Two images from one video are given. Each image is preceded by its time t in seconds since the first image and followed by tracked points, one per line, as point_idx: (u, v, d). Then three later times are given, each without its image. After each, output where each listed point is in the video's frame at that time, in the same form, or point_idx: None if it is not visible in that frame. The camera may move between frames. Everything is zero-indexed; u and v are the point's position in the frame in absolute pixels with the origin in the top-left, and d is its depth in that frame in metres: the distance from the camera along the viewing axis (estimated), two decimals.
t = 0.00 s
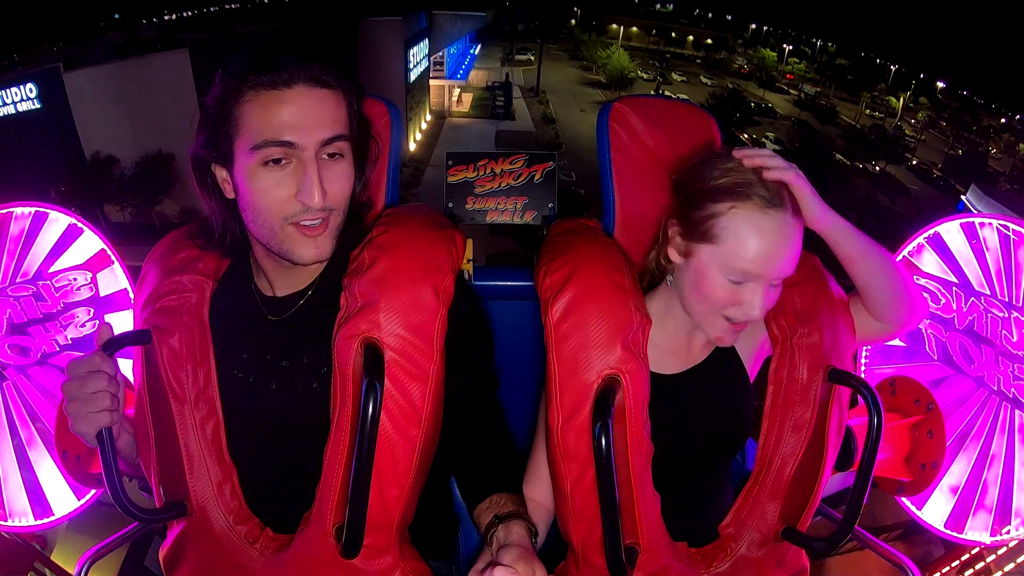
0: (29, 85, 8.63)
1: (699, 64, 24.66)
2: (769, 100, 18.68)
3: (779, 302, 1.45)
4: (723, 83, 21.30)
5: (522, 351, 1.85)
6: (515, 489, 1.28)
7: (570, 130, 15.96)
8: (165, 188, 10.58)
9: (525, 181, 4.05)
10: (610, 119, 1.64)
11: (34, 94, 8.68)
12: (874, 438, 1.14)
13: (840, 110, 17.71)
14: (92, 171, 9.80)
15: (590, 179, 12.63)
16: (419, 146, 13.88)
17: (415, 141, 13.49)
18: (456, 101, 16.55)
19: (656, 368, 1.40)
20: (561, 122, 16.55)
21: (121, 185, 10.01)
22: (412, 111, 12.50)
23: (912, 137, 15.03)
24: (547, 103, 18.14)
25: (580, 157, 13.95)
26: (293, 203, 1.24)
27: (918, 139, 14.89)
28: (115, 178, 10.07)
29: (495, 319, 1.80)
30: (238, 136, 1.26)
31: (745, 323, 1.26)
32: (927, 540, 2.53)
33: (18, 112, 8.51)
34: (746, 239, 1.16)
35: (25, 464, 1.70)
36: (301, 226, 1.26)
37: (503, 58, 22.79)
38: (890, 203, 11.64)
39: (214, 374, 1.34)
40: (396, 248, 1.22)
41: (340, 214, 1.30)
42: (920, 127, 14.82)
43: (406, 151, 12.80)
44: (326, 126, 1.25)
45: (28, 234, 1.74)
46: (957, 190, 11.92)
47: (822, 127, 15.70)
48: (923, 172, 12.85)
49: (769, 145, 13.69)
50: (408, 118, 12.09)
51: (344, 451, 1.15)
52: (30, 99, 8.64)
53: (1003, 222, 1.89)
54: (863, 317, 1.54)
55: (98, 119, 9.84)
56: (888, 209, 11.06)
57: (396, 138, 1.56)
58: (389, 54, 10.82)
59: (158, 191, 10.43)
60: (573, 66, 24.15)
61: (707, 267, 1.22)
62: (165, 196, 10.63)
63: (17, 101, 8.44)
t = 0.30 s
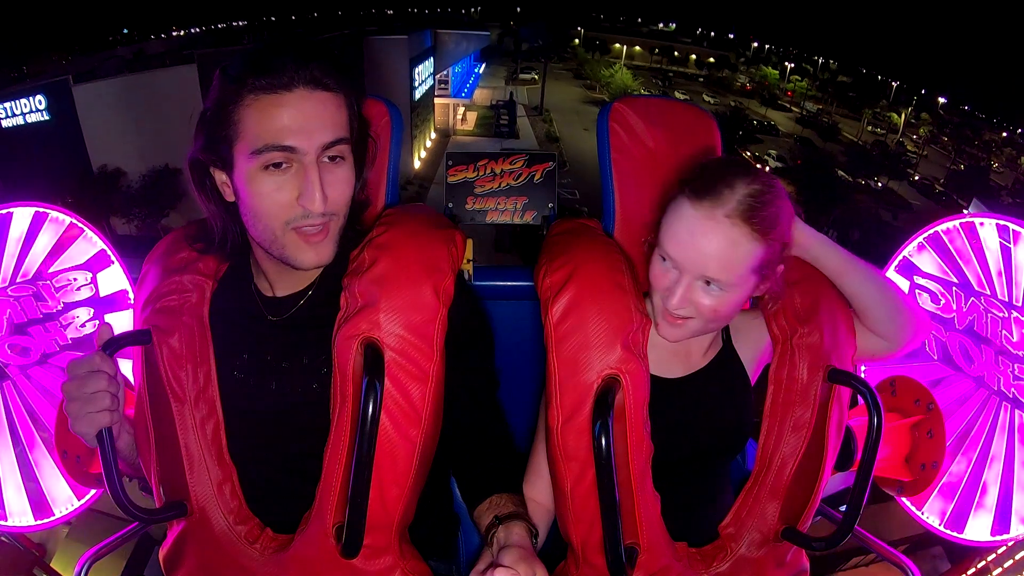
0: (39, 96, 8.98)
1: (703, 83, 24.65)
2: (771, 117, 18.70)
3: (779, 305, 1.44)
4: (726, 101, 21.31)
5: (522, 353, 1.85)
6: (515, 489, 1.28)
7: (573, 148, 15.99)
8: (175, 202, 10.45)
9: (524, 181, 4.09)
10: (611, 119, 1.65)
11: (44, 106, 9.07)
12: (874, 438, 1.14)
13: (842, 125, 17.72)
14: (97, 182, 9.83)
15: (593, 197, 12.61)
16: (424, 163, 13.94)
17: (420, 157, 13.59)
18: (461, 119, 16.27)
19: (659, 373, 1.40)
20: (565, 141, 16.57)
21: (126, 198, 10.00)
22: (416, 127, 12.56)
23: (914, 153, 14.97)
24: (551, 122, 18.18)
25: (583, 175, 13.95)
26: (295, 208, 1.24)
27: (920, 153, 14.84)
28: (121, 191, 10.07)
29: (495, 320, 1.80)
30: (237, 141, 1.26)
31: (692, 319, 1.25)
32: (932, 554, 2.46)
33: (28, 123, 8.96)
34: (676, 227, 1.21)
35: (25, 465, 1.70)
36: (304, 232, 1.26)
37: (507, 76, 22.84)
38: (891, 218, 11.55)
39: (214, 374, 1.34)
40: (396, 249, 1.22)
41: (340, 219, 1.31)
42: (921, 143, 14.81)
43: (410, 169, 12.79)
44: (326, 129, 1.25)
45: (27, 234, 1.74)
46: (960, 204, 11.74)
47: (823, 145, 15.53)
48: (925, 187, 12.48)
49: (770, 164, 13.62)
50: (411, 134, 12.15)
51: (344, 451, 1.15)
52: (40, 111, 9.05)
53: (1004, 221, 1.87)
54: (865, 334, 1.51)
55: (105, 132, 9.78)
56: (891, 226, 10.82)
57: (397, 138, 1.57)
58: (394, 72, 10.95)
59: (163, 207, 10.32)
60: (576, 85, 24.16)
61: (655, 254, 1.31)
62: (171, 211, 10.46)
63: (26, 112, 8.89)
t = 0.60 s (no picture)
0: (44, 100, 8.70)
1: (704, 92, 24.67)
2: (772, 126, 18.72)
3: (780, 305, 1.45)
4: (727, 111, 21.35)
5: (523, 356, 1.85)
6: (514, 488, 1.28)
7: (575, 157, 16.02)
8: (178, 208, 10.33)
9: (524, 181, 4.13)
10: (611, 119, 1.65)
11: (50, 109, 8.77)
12: (873, 438, 1.15)
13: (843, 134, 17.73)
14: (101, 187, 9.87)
15: (595, 205, 12.61)
16: (427, 170, 13.97)
17: (423, 165, 13.64)
18: (464, 128, 16.13)
19: (660, 373, 1.39)
20: (567, 150, 16.60)
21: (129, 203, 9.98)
22: (420, 136, 12.60)
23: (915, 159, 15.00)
24: (553, 132, 18.18)
25: (585, 184, 13.96)
26: (291, 222, 1.23)
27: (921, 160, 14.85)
28: (124, 197, 9.99)
29: (495, 320, 1.80)
30: (230, 153, 1.25)
31: (677, 314, 1.27)
32: (934, 560, 2.45)
33: (33, 127, 8.54)
34: (653, 225, 1.23)
35: (25, 465, 1.70)
36: (302, 244, 1.26)
37: (510, 85, 22.90)
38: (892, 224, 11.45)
39: (213, 373, 1.34)
40: (396, 249, 1.22)
41: (339, 228, 1.31)
42: (922, 153, 14.86)
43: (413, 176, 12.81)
44: (320, 141, 1.23)
45: (27, 234, 1.73)
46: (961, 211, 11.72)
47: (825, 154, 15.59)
48: (927, 198, 12.69)
49: (772, 171, 13.57)
50: (415, 143, 12.20)
51: (343, 451, 1.16)
52: (45, 115, 8.73)
53: (1003, 221, 1.87)
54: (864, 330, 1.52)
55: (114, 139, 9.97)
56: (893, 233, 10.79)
57: (397, 140, 1.57)
58: (397, 83, 11.02)
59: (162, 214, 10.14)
60: (578, 94, 24.17)
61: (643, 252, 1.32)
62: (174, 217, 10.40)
63: (31, 117, 8.48)
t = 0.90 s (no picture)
0: (43, 97, 9.12)
1: (703, 89, 24.50)
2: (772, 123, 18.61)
3: (780, 304, 1.45)
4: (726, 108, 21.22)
5: (525, 356, 1.85)
6: (514, 487, 1.28)
7: (574, 153, 15.94)
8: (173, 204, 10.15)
9: (524, 181, 4.11)
10: (611, 119, 1.64)
11: (48, 106, 9.16)
12: (874, 438, 1.14)
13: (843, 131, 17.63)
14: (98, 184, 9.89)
15: (594, 201, 12.55)
16: (426, 167, 13.97)
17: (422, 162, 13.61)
18: (462, 123, 16.38)
19: (659, 373, 1.39)
20: (566, 146, 16.52)
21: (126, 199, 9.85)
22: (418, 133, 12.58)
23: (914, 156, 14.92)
24: (552, 128, 18.05)
25: (584, 180, 13.86)
26: (284, 231, 1.23)
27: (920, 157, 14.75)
28: (123, 193, 9.82)
29: (495, 320, 1.80)
30: (216, 170, 1.23)
31: (677, 311, 1.27)
32: (931, 555, 2.53)
33: (31, 123, 9.06)
34: (652, 222, 1.24)
35: (25, 464, 1.70)
36: (297, 251, 1.26)
37: (509, 81, 22.82)
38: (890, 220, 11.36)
39: (213, 373, 1.34)
40: (396, 248, 1.22)
41: (334, 231, 1.31)
42: (921, 150, 14.76)
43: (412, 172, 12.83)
44: (305, 152, 1.21)
45: (27, 234, 1.74)
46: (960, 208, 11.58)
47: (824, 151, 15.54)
48: (925, 193, 12.35)
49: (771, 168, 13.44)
50: (413, 140, 12.16)
51: (343, 451, 1.16)
52: (43, 111, 9.14)
53: (1004, 221, 1.87)
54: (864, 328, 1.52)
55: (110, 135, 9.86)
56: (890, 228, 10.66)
57: (396, 139, 1.57)
58: (396, 81, 11.09)
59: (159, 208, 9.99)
60: (577, 91, 24.01)
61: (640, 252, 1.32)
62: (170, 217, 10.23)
63: (29, 113, 8.99)
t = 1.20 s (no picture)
0: (37, 86, 8.71)
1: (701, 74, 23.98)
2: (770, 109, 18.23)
3: (779, 304, 1.45)
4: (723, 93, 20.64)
5: (524, 355, 1.86)
6: (514, 486, 1.28)
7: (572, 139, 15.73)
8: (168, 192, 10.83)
9: (524, 181, 3.74)
10: (611, 119, 1.64)
11: (42, 95, 8.77)
12: (873, 438, 1.14)
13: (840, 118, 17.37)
14: (96, 174, 9.89)
15: (591, 187, 12.40)
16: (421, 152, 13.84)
17: (418, 147, 13.49)
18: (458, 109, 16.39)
19: (659, 372, 1.39)
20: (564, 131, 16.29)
21: (126, 188, 10.36)
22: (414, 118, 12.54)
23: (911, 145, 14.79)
24: (549, 113, 17.77)
25: (581, 166, 13.67)
26: (275, 229, 1.23)
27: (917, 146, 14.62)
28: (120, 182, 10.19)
29: (494, 319, 1.80)
30: (215, 165, 1.24)
31: (675, 312, 1.26)
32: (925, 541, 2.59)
33: (25, 114, 8.60)
34: (649, 223, 1.24)
35: (25, 464, 1.70)
36: (288, 250, 1.26)
37: (506, 66, 22.50)
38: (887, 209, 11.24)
39: (213, 374, 1.34)
40: (396, 248, 1.22)
41: (328, 231, 1.31)
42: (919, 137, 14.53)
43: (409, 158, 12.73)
44: (302, 153, 1.21)
45: (27, 233, 1.74)
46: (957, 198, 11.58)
47: (822, 138, 15.12)
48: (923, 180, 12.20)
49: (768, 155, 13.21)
50: (409, 125, 12.04)
51: (343, 451, 1.15)
52: (38, 100, 8.74)
53: (1003, 221, 1.87)
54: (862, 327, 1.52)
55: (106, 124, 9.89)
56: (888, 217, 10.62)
57: (397, 138, 1.57)
58: (392, 64, 11.08)
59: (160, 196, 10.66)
60: (575, 76, 23.59)
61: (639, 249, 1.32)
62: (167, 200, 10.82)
63: (23, 103, 8.54)
